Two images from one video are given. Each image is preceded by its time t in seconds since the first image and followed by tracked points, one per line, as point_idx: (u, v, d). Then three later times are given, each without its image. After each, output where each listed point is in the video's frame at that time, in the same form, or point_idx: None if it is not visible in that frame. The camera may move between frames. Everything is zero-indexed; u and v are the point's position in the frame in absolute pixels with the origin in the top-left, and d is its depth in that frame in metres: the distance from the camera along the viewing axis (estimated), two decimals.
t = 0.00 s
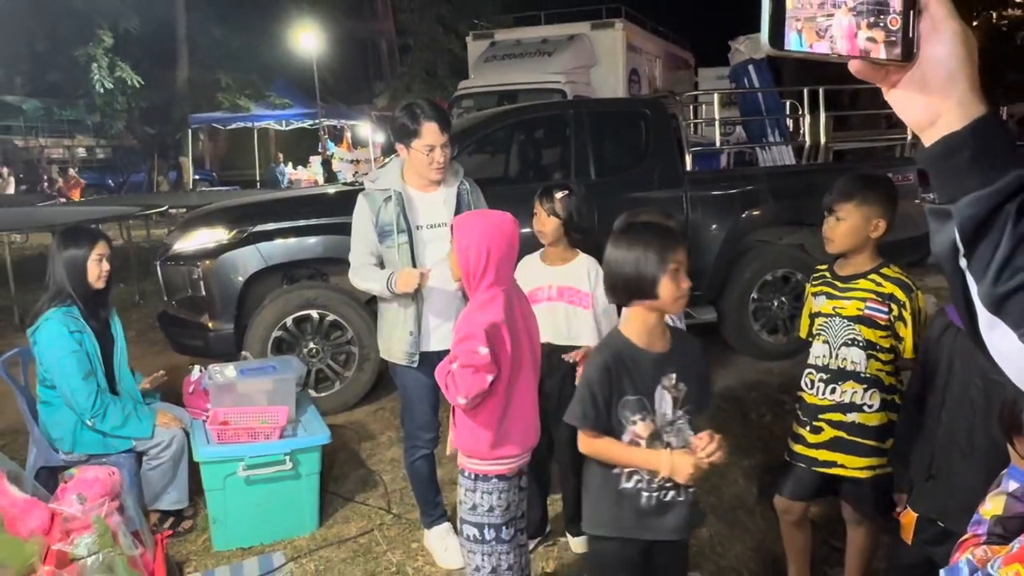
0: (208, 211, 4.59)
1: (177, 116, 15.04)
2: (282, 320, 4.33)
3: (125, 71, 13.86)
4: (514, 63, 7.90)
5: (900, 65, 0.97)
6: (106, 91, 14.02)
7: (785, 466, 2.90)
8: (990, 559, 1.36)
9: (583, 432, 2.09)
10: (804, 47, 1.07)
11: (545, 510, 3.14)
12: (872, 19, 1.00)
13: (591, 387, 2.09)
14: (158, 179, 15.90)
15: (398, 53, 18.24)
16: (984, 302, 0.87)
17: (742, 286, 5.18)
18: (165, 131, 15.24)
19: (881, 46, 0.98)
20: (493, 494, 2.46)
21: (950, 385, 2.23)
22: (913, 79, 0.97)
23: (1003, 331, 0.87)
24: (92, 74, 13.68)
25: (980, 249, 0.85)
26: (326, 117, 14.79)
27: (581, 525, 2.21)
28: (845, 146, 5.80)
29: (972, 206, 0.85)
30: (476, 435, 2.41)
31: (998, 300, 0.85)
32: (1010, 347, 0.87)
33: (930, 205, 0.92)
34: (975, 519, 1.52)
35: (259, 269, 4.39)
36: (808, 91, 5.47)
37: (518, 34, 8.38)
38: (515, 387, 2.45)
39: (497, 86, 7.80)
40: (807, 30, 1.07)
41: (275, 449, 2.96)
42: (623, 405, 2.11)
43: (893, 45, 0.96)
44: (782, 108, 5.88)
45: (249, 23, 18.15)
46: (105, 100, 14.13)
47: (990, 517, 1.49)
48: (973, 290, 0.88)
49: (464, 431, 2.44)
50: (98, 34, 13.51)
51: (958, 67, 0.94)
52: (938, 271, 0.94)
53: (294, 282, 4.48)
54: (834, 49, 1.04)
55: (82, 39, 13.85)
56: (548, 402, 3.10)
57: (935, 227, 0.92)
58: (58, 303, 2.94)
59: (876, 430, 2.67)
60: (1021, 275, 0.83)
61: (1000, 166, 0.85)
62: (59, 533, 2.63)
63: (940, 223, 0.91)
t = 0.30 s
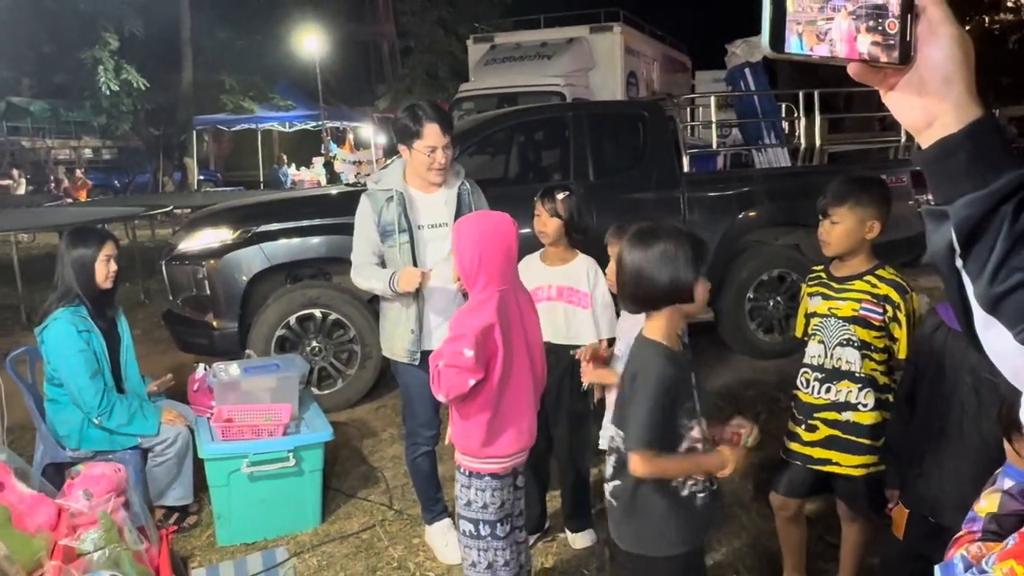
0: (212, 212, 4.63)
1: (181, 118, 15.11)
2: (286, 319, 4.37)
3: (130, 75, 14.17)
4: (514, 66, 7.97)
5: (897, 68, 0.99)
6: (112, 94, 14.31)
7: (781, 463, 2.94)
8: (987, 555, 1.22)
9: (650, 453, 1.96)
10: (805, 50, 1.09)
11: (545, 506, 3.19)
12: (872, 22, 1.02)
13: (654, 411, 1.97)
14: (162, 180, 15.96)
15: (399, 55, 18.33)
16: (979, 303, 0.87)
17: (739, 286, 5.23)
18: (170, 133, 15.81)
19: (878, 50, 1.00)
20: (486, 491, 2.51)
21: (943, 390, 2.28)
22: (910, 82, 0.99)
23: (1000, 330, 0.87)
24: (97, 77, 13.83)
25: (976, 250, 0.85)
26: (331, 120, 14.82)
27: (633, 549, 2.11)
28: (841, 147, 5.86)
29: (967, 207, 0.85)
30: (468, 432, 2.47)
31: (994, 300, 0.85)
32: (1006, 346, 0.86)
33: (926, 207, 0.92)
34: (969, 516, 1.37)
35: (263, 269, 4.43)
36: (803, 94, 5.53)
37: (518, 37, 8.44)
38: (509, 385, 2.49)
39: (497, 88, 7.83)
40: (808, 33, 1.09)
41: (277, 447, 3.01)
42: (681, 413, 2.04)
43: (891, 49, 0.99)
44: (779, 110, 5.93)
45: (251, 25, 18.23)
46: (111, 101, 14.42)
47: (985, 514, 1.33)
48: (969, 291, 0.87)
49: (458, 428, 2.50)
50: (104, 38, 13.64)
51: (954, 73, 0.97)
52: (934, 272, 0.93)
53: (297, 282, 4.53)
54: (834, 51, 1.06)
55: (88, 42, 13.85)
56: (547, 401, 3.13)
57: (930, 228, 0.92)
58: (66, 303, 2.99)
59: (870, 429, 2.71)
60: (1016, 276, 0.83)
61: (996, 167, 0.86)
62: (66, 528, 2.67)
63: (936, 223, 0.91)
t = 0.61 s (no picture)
0: (213, 210, 4.64)
1: (183, 116, 15.11)
2: (287, 317, 4.39)
3: (132, 74, 14.09)
4: (515, 65, 7.97)
5: (898, 61, 1.02)
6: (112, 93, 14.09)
7: (780, 461, 2.96)
8: (988, 546, 1.08)
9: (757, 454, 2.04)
10: (807, 42, 1.10)
11: (545, 504, 3.20)
12: (874, 14, 1.05)
13: (746, 416, 2.05)
14: (164, 177, 15.97)
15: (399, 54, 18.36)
16: (979, 294, 0.87)
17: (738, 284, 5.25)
18: (172, 131, 15.78)
19: (880, 43, 1.02)
20: (483, 488, 2.53)
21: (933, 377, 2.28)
22: (911, 77, 1.01)
23: (1000, 322, 0.86)
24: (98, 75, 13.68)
25: (977, 242, 0.86)
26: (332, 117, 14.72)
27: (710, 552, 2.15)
28: (840, 147, 5.89)
29: (968, 200, 0.86)
30: (464, 427, 2.49)
31: (994, 292, 0.86)
32: (1005, 339, 0.86)
33: (927, 200, 0.93)
34: (970, 508, 1.19)
35: (264, 267, 4.44)
36: (803, 93, 5.55)
37: (518, 37, 8.44)
38: (506, 381, 2.51)
39: (498, 88, 7.84)
40: (810, 26, 1.11)
41: (279, 443, 3.02)
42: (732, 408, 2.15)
43: (891, 41, 1.01)
44: (778, 110, 5.94)
45: (253, 24, 18.25)
46: (113, 100, 14.41)
47: (990, 508, 1.15)
48: (969, 283, 0.88)
49: (455, 424, 2.52)
50: (106, 36, 13.59)
51: (954, 65, 0.99)
52: (935, 265, 0.94)
53: (298, 280, 4.54)
54: (834, 43, 1.09)
55: (90, 39, 13.79)
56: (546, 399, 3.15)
57: (931, 219, 0.93)
58: (69, 301, 3.01)
59: (869, 427, 2.72)
60: (1016, 268, 0.84)
61: (998, 161, 0.88)
62: (68, 524, 2.69)
63: (936, 216, 0.92)
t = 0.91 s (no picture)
0: (212, 209, 4.64)
1: (183, 116, 15.13)
2: (285, 316, 4.38)
3: (131, 72, 14.12)
4: (515, 65, 7.97)
5: (894, 59, 1.01)
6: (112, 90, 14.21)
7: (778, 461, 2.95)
8: (991, 550, 1.08)
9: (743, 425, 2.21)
10: (802, 42, 1.08)
11: (543, 503, 3.19)
12: (870, 13, 1.02)
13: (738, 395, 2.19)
14: (164, 177, 15.98)
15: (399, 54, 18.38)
16: (976, 294, 0.87)
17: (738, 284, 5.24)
18: (172, 131, 15.80)
19: (875, 43, 1.01)
20: (482, 488, 2.52)
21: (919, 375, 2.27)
22: (908, 75, 1.01)
23: (996, 323, 0.87)
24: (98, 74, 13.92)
25: (974, 241, 0.86)
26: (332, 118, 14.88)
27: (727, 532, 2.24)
28: (839, 147, 5.89)
29: (964, 199, 0.86)
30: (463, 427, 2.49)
31: (990, 292, 0.85)
32: (1001, 339, 0.87)
33: (925, 200, 0.93)
34: (972, 509, 1.16)
35: (263, 266, 4.44)
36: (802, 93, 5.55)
37: (518, 37, 8.45)
38: (506, 382, 2.50)
39: (499, 87, 7.84)
40: (805, 25, 1.07)
41: (278, 442, 3.02)
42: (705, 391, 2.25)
43: (888, 40, 1.00)
44: (777, 109, 5.94)
45: (253, 24, 18.26)
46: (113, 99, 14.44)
47: (991, 510, 1.12)
48: (966, 282, 0.88)
49: (454, 424, 2.52)
50: (105, 36, 13.63)
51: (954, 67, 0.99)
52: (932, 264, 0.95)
53: (297, 279, 4.54)
54: (830, 43, 1.05)
55: (88, 38, 13.83)
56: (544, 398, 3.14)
57: (929, 220, 0.93)
58: (67, 300, 3.00)
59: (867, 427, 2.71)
60: (1013, 268, 0.82)
61: (993, 160, 0.87)
62: (65, 523, 2.68)
63: (934, 216, 0.92)
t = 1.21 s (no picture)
0: (212, 208, 4.64)
1: (183, 116, 15.15)
2: (285, 315, 4.39)
3: (132, 71, 14.14)
4: (516, 64, 7.97)
5: (898, 56, 1.00)
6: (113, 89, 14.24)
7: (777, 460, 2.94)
8: (993, 549, 1.08)
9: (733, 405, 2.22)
10: (804, 38, 1.08)
11: (542, 501, 3.19)
12: (873, 10, 1.02)
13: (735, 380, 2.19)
14: (164, 176, 15.98)
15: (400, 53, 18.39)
16: (978, 293, 0.86)
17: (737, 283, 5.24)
18: (172, 130, 15.81)
19: (878, 39, 1.00)
20: (481, 485, 2.53)
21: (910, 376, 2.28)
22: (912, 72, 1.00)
23: (998, 321, 0.86)
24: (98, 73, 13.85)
25: (976, 237, 0.85)
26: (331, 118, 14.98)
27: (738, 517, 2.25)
28: (839, 146, 5.88)
29: (966, 196, 0.85)
30: (461, 424, 2.49)
31: (992, 290, 0.85)
32: (1003, 337, 0.87)
33: (926, 196, 0.92)
34: (972, 508, 1.15)
35: (263, 265, 4.44)
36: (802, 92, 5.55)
37: (518, 36, 8.45)
38: (505, 380, 2.50)
39: (499, 86, 7.84)
40: (807, 22, 1.08)
41: (279, 440, 3.02)
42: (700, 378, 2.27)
43: (890, 36, 1.00)
44: (777, 109, 5.95)
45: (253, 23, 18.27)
46: (113, 98, 14.46)
47: (991, 509, 1.12)
48: (967, 280, 0.87)
49: (452, 421, 2.52)
50: (105, 34, 13.65)
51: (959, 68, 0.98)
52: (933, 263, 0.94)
53: (297, 278, 4.54)
54: (833, 39, 1.05)
55: (88, 37, 13.84)
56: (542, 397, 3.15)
57: (929, 217, 0.92)
58: (67, 298, 3.00)
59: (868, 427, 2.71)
60: (1014, 266, 0.83)
61: (995, 156, 0.88)
62: (65, 522, 2.68)
63: (935, 213, 0.91)
